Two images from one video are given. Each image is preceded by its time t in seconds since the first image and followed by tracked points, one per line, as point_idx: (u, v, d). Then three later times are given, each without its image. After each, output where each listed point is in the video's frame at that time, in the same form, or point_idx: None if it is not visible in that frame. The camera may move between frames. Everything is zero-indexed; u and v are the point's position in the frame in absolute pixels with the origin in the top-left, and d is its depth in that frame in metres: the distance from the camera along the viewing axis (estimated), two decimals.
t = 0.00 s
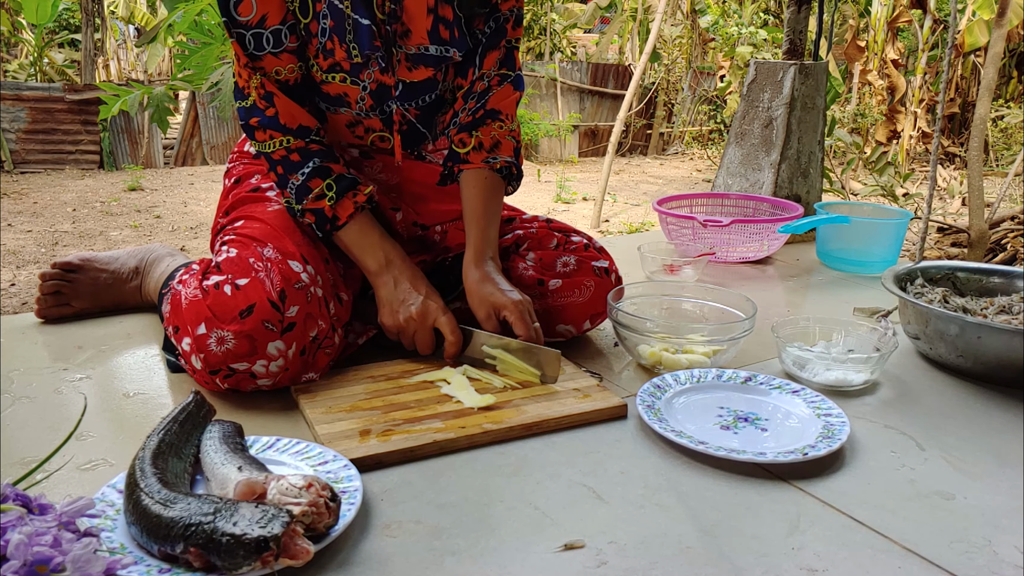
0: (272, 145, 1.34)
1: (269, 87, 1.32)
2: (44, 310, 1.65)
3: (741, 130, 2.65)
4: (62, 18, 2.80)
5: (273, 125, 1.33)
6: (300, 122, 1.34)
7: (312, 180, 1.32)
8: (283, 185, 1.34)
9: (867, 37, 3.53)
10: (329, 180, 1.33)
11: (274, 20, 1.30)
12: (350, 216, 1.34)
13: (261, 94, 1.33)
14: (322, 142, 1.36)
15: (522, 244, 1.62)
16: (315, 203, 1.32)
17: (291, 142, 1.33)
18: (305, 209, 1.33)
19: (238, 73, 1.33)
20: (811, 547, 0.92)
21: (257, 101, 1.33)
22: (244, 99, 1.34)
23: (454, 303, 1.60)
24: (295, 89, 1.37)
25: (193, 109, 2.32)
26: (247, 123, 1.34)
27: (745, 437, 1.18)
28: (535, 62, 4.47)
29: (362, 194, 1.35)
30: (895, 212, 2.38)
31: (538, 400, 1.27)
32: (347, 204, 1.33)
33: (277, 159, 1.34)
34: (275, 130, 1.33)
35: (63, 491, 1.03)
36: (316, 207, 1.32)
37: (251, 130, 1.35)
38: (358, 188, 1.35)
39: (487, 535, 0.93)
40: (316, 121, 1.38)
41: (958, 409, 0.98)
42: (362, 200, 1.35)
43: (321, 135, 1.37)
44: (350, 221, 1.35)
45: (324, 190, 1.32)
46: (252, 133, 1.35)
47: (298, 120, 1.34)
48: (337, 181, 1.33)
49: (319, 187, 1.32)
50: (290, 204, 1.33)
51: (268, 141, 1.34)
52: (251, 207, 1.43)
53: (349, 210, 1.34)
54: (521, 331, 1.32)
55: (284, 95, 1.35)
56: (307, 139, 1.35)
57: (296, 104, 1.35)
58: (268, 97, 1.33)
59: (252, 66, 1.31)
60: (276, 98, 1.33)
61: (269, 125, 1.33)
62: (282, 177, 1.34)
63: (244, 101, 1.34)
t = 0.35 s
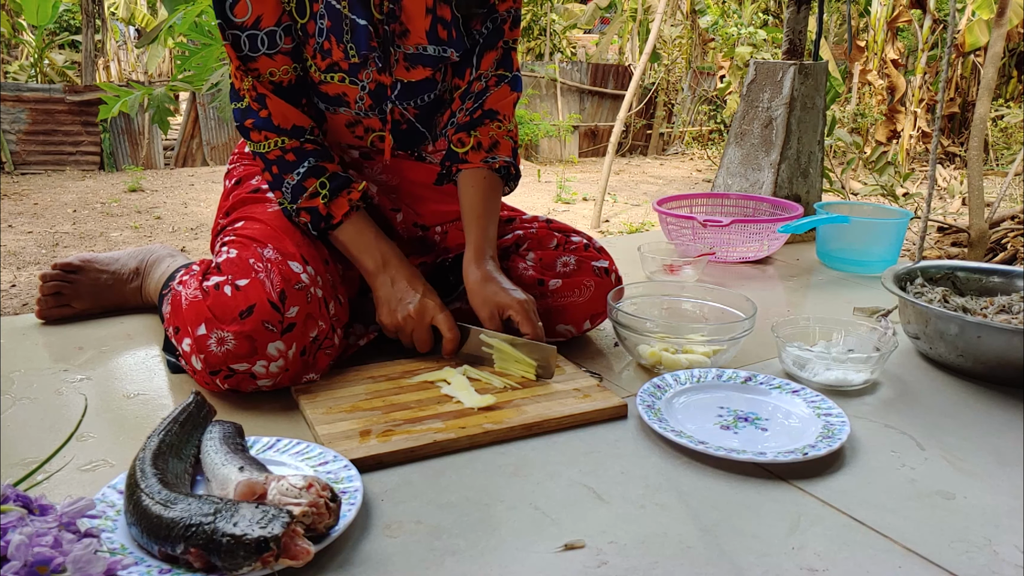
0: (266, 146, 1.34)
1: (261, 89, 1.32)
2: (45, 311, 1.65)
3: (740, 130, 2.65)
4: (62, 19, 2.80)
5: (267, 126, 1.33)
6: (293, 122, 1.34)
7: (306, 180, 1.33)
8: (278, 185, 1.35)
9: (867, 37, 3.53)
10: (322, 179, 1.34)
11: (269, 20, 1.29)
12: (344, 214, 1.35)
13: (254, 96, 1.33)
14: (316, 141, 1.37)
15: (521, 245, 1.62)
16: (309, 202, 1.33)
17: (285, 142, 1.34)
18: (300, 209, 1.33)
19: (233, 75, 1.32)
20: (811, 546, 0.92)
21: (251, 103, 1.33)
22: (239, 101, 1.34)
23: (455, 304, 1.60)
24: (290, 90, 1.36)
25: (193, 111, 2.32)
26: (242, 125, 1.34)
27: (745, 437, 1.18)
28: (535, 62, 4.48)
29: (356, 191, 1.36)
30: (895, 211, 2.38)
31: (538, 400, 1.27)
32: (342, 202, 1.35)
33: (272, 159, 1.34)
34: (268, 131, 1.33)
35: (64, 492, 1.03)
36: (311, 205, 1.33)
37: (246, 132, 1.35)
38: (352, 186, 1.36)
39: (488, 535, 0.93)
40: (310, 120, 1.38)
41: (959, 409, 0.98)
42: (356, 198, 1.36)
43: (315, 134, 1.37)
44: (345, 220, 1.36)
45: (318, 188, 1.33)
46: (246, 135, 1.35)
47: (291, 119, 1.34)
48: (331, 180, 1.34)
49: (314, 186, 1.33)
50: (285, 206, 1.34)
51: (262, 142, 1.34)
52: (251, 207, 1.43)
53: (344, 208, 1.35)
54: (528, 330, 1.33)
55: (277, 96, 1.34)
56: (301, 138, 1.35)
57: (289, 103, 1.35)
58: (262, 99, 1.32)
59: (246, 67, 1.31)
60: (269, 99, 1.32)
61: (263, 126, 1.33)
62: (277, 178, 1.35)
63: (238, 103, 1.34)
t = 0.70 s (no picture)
0: (237, 144, 1.35)
1: (232, 90, 1.33)
2: (46, 311, 1.65)
3: (741, 132, 2.65)
4: (63, 19, 2.80)
5: (236, 126, 1.34)
6: (259, 119, 1.35)
7: (269, 170, 1.32)
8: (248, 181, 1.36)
9: (867, 38, 3.54)
10: (283, 168, 1.32)
11: (252, 20, 1.31)
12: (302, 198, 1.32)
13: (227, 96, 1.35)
14: (281, 133, 1.36)
15: (522, 245, 1.61)
16: (278, 196, 1.33)
17: (250, 138, 1.34)
18: (274, 204, 1.34)
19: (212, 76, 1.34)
20: (811, 547, 0.92)
21: (226, 104, 1.35)
22: (219, 101, 1.37)
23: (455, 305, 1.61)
24: (268, 90, 1.36)
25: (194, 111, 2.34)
26: (218, 124, 1.36)
27: (745, 437, 1.18)
28: (536, 63, 4.49)
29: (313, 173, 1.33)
30: (895, 212, 2.38)
31: (538, 400, 1.27)
32: (299, 187, 1.32)
33: (242, 155, 1.35)
34: (238, 130, 1.34)
35: (64, 491, 1.03)
36: (280, 200, 1.33)
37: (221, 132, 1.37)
38: (311, 168, 1.33)
39: (488, 535, 0.93)
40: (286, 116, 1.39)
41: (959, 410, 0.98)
42: (314, 179, 1.33)
43: (282, 126, 1.36)
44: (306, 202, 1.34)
45: (281, 180, 1.32)
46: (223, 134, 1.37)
47: (258, 116, 1.35)
48: (291, 166, 1.32)
49: (277, 177, 1.32)
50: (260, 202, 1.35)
51: (235, 141, 1.35)
52: (251, 207, 1.43)
53: (301, 192, 1.32)
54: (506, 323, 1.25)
55: (254, 96, 1.34)
56: (265, 132, 1.35)
57: (261, 101, 1.35)
58: (229, 100, 1.34)
59: (224, 66, 1.32)
60: (236, 100, 1.33)
61: (233, 126, 1.35)
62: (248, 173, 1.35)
63: (218, 104, 1.37)
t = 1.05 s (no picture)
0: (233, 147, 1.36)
1: (226, 94, 1.33)
2: (46, 310, 1.65)
3: (741, 132, 2.65)
4: (64, 18, 2.80)
5: (232, 130, 1.35)
6: (254, 123, 1.35)
7: (265, 174, 1.32)
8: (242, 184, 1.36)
9: (868, 39, 3.54)
10: (280, 171, 1.32)
11: (246, 23, 1.30)
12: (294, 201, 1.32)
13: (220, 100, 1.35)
14: (278, 136, 1.37)
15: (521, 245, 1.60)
16: (274, 199, 1.32)
17: (246, 142, 1.35)
18: (269, 207, 1.33)
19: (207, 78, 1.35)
20: (811, 547, 0.92)
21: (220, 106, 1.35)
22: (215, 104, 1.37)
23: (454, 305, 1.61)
24: (264, 92, 1.36)
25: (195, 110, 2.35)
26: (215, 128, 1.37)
27: (745, 437, 1.18)
28: (536, 63, 4.49)
29: (308, 175, 1.33)
30: (896, 213, 2.38)
31: (539, 400, 1.27)
32: (295, 190, 1.32)
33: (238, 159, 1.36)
34: (233, 134, 1.35)
35: (65, 490, 1.03)
36: (276, 203, 1.32)
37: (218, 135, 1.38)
38: (307, 171, 1.33)
39: (488, 534, 0.93)
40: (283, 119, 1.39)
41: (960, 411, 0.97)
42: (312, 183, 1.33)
43: (278, 130, 1.37)
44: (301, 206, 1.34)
45: (276, 183, 1.32)
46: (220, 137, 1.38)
47: (253, 120, 1.35)
48: (286, 169, 1.32)
49: (273, 180, 1.32)
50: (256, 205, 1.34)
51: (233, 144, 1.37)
52: (250, 207, 1.43)
53: (297, 195, 1.32)
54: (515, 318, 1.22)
55: (248, 99, 1.35)
56: (261, 136, 1.36)
57: (255, 104, 1.36)
58: (224, 104, 1.34)
59: (217, 70, 1.31)
60: (230, 104, 1.34)
61: (229, 130, 1.35)
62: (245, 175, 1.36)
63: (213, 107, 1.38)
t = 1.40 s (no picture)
0: (255, 146, 1.36)
1: (249, 93, 1.34)
2: (48, 310, 1.65)
3: (742, 131, 2.65)
4: (63, 18, 2.80)
5: (254, 129, 1.35)
6: (279, 125, 1.36)
7: (293, 174, 1.33)
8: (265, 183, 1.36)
9: (869, 38, 3.53)
10: (311, 172, 1.34)
11: (260, 23, 1.31)
12: (335, 203, 1.34)
13: (243, 99, 1.35)
14: (304, 139, 1.37)
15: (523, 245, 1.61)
16: (301, 194, 1.33)
17: (272, 142, 1.35)
18: (292, 203, 1.33)
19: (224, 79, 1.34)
20: (812, 547, 0.92)
21: (240, 106, 1.35)
22: (231, 103, 1.37)
23: (455, 304, 1.61)
24: (281, 92, 1.37)
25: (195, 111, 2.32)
26: (233, 128, 1.36)
27: (746, 437, 1.18)
28: (537, 62, 4.49)
29: (345, 182, 1.36)
30: (897, 212, 2.38)
31: (540, 400, 1.27)
32: (333, 191, 1.34)
33: (261, 158, 1.36)
34: (256, 133, 1.35)
35: (67, 490, 1.03)
36: (304, 197, 1.33)
37: (236, 135, 1.37)
38: (341, 176, 1.36)
39: (489, 534, 0.93)
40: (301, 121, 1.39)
41: (962, 410, 0.97)
42: (347, 187, 1.36)
43: (303, 133, 1.38)
44: (335, 208, 1.35)
45: (309, 181, 1.33)
46: (237, 137, 1.37)
47: (277, 121, 1.36)
48: (320, 171, 1.35)
49: (303, 179, 1.33)
50: (274, 203, 1.35)
51: (252, 143, 1.36)
52: (253, 206, 1.43)
53: (335, 197, 1.34)
54: (555, 334, 1.35)
55: (267, 99, 1.36)
56: (288, 137, 1.36)
57: (277, 106, 1.36)
58: (248, 103, 1.34)
59: (235, 71, 1.32)
60: (256, 104, 1.34)
61: (251, 129, 1.35)
62: (267, 176, 1.36)
63: (229, 106, 1.37)
